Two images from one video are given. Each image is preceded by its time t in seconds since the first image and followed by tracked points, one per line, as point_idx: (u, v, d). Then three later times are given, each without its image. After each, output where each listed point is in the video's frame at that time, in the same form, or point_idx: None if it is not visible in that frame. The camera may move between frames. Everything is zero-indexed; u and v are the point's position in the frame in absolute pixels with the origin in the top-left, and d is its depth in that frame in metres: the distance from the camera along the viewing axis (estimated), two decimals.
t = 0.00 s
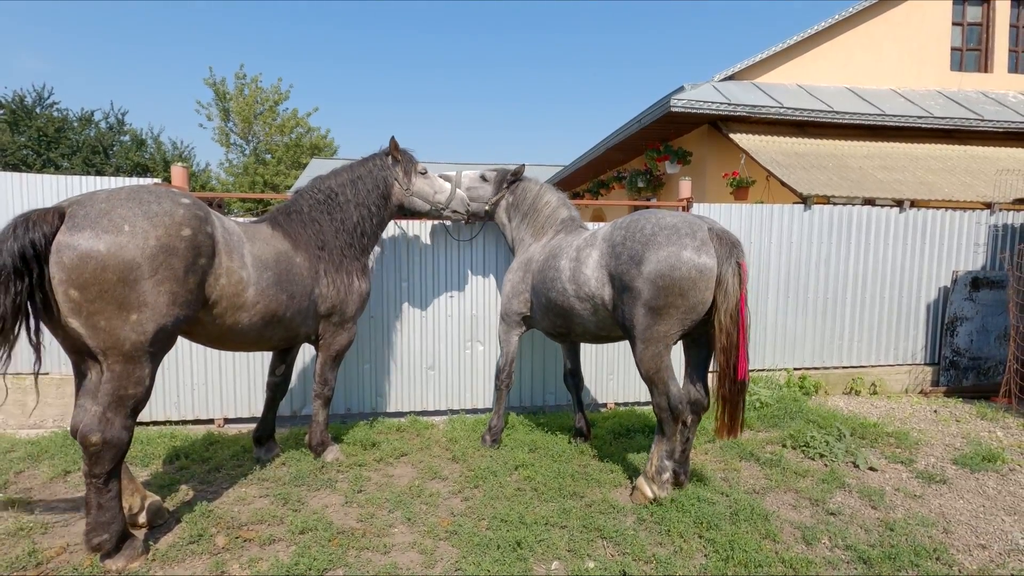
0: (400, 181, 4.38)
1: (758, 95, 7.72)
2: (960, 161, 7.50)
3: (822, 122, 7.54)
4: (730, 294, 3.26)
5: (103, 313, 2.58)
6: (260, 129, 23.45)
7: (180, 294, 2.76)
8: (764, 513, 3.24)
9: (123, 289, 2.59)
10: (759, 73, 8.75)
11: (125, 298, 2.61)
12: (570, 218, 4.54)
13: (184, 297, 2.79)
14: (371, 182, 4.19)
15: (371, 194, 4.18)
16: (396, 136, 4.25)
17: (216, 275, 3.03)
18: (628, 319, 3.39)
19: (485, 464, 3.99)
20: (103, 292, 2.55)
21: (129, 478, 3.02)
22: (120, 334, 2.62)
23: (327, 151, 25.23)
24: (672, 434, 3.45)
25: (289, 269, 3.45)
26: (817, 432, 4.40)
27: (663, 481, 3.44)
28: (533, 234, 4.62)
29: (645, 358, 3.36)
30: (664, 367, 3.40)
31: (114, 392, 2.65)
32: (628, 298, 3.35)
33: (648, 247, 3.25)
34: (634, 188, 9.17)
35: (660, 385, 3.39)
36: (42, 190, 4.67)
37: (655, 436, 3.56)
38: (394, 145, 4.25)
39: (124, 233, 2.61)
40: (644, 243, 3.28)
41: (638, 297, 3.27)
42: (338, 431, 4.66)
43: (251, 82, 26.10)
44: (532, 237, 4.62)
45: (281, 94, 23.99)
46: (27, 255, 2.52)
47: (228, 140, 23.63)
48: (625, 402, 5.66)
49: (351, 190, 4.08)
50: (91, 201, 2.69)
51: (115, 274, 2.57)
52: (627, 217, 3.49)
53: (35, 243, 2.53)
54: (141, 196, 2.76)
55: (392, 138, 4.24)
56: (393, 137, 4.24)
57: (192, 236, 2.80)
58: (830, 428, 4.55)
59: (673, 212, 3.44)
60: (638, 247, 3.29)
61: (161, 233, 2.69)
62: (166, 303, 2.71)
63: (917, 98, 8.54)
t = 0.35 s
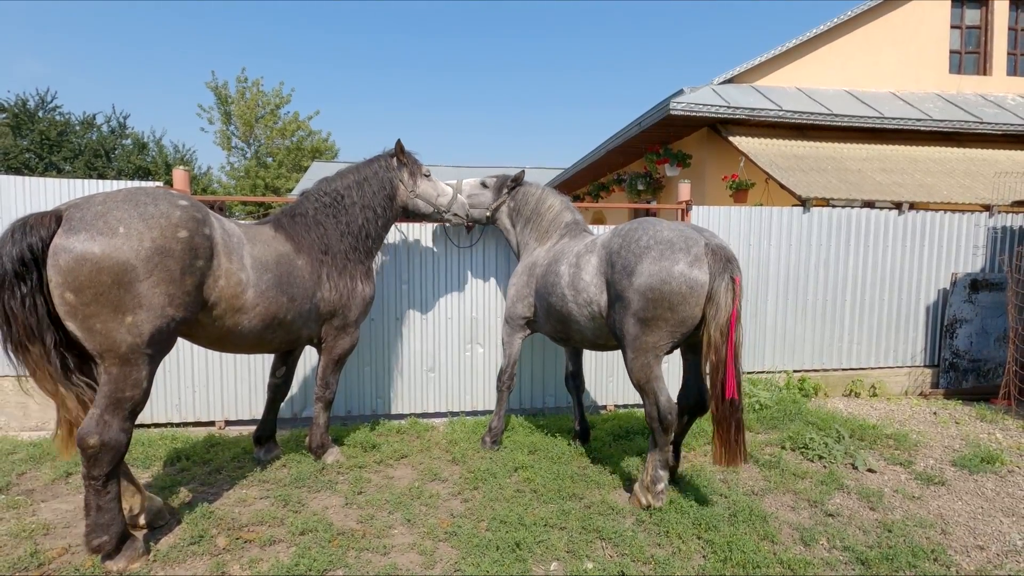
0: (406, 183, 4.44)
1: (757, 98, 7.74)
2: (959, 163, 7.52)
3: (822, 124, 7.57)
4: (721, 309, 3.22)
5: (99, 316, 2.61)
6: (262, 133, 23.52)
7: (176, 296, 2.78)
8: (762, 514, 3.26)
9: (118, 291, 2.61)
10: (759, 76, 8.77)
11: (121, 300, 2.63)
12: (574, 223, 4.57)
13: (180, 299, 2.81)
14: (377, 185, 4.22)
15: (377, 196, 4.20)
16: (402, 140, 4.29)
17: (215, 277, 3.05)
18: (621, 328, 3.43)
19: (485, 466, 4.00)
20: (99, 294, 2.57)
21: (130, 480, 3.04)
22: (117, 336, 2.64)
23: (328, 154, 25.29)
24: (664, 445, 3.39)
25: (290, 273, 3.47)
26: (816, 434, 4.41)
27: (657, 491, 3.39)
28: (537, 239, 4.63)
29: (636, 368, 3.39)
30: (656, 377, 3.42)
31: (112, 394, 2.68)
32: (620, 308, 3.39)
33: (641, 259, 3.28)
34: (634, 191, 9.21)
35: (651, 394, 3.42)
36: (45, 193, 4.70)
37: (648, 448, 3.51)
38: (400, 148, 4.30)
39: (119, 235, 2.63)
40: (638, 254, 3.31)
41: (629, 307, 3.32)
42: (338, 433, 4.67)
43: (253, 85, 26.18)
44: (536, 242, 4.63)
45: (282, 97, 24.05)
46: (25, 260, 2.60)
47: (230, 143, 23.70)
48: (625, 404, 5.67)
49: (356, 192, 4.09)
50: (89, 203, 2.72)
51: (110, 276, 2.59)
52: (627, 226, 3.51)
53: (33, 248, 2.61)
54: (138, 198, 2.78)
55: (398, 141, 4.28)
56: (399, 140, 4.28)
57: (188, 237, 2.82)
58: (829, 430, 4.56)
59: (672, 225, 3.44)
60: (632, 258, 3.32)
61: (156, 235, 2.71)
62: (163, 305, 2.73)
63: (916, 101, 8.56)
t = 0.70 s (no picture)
0: (387, 172, 4.37)
1: (756, 101, 7.77)
2: (957, 166, 7.54)
3: (820, 127, 7.59)
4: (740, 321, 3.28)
5: (96, 321, 2.64)
6: (262, 136, 23.57)
7: (176, 299, 2.79)
8: (760, 515, 3.27)
9: (115, 295, 2.64)
10: (757, 79, 8.81)
11: (119, 304, 2.66)
12: (577, 218, 4.60)
13: (180, 302, 2.82)
14: (363, 175, 4.21)
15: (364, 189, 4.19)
16: (374, 132, 4.24)
17: (218, 277, 3.05)
18: (630, 334, 3.41)
19: (484, 467, 4.01)
20: (94, 301, 2.60)
21: (129, 481, 3.06)
22: (115, 340, 2.67)
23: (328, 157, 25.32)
24: (668, 454, 3.37)
25: (296, 274, 3.48)
26: (814, 436, 4.41)
27: (657, 500, 3.34)
28: (546, 239, 4.61)
29: (643, 376, 3.39)
30: (663, 386, 3.42)
31: (110, 396, 2.69)
32: (632, 313, 3.37)
33: (660, 263, 3.28)
34: (634, 194, 9.24)
35: (657, 403, 3.41)
36: (45, 196, 4.73)
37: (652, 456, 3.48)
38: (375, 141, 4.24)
39: (114, 239, 2.64)
40: (657, 258, 3.31)
41: (642, 310, 3.30)
42: (338, 435, 4.68)
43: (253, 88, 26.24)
44: (544, 242, 4.61)
45: (282, 100, 24.09)
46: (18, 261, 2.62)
47: (230, 146, 23.74)
48: (624, 405, 5.68)
49: (343, 189, 4.10)
50: (85, 207, 2.74)
51: (105, 282, 2.61)
52: (645, 230, 3.54)
53: (27, 250, 2.63)
54: (133, 200, 2.79)
55: (371, 133, 4.23)
56: (371, 133, 4.23)
57: (185, 239, 2.82)
58: (828, 432, 4.56)
59: (692, 234, 3.46)
60: (650, 261, 3.32)
61: (151, 238, 2.71)
62: (162, 308, 2.75)
63: (914, 103, 8.60)
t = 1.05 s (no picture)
0: (386, 183, 4.44)
1: (755, 103, 7.79)
2: (955, 168, 7.56)
3: (819, 129, 7.61)
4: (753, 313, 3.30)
5: (98, 326, 2.64)
6: (263, 137, 23.59)
7: (177, 304, 2.81)
8: (759, 515, 3.28)
9: (116, 301, 2.65)
10: (756, 81, 8.84)
11: (120, 310, 2.67)
12: (572, 214, 4.59)
13: (180, 307, 2.83)
14: (363, 178, 4.23)
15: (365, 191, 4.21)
16: (388, 140, 4.30)
17: (217, 283, 3.08)
18: (645, 327, 3.44)
19: (484, 468, 4.02)
20: (95, 306, 2.61)
21: (130, 481, 3.07)
22: (116, 347, 2.68)
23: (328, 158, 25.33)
24: (676, 447, 3.42)
25: (295, 280, 3.50)
26: (813, 436, 4.42)
27: (663, 495, 3.39)
28: (545, 237, 4.57)
29: (658, 369, 3.41)
30: (674, 380, 3.45)
31: (111, 402, 2.70)
32: (647, 305, 3.40)
33: (672, 254, 3.33)
34: (633, 195, 9.26)
35: (668, 397, 3.45)
36: (45, 198, 4.74)
37: (656, 450, 3.52)
38: (385, 147, 4.30)
39: (116, 244, 2.65)
40: (669, 249, 3.35)
41: (657, 302, 3.33)
42: (337, 436, 4.70)
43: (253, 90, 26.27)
44: (544, 241, 4.56)
45: (283, 102, 24.12)
46: (21, 266, 2.57)
47: (230, 147, 23.76)
48: (624, 406, 5.70)
49: (347, 190, 4.12)
50: (87, 210, 2.74)
51: (107, 287, 2.62)
52: (654, 221, 3.57)
53: (30, 254, 2.57)
54: (135, 204, 2.81)
55: (383, 140, 4.28)
56: (385, 140, 4.28)
57: (187, 244, 2.84)
58: (826, 433, 4.57)
59: (701, 224, 3.50)
60: (662, 253, 3.36)
61: (154, 244, 2.73)
62: (163, 314, 2.76)
63: (912, 105, 8.63)
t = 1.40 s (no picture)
0: (385, 191, 4.46)
1: (754, 105, 7.81)
2: (955, 169, 7.58)
3: (819, 130, 7.62)
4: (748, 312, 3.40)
5: (98, 330, 2.65)
6: (263, 139, 23.58)
7: (178, 306, 2.80)
8: (758, 516, 3.28)
9: (116, 304, 2.64)
10: (756, 83, 8.85)
11: (120, 313, 2.67)
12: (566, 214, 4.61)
13: (181, 309, 2.83)
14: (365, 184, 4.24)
15: (367, 198, 4.24)
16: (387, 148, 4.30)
17: (219, 284, 3.08)
18: (640, 327, 3.46)
19: (484, 469, 4.03)
20: (95, 309, 2.61)
21: (131, 482, 3.08)
22: (116, 350, 2.68)
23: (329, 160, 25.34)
24: (675, 443, 3.50)
25: (296, 283, 3.52)
26: (812, 438, 4.43)
27: (662, 489, 3.43)
28: (539, 242, 4.56)
29: (655, 367, 3.43)
30: (673, 377, 3.47)
31: (109, 408, 2.70)
32: (643, 306, 3.42)
33: (671, 255, 3.36)
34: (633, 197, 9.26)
35: (668, 395, 3.46)
36: (46, 199, 4.75)
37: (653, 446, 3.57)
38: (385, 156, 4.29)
39: (116, 246, 2.65)
40: (667, 251, 3.39)
41: (655, 303, 3.36)
42: (337, 437, 4.71)
43: (254, 92, 26.28)
44: (537, 244, 4.57)
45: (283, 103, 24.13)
46: (22, 269, 2.57)
47: (231, 149, 23.77)
48: (624, 408, 5.71)
49: (351, 195, 4.14)
50: (86, 211, 2.74)
51: (107, 289, 2.62)
52: (650, 223, 3.60)
53: (30, 257, 2.58)
54: (135, 205, 2.80)
55: (383, 149, 4.28)
56: (384, 149, 4.28)
57: (188, 245, 2.83)
58: (826, 434, 4.58)
59: (697, 225, 3.54)
60: (661, 255, 3.39)
61: (154, 245, 2.72)
62: (164, 317, 2.75)
63: (912, 107, 8.65)
